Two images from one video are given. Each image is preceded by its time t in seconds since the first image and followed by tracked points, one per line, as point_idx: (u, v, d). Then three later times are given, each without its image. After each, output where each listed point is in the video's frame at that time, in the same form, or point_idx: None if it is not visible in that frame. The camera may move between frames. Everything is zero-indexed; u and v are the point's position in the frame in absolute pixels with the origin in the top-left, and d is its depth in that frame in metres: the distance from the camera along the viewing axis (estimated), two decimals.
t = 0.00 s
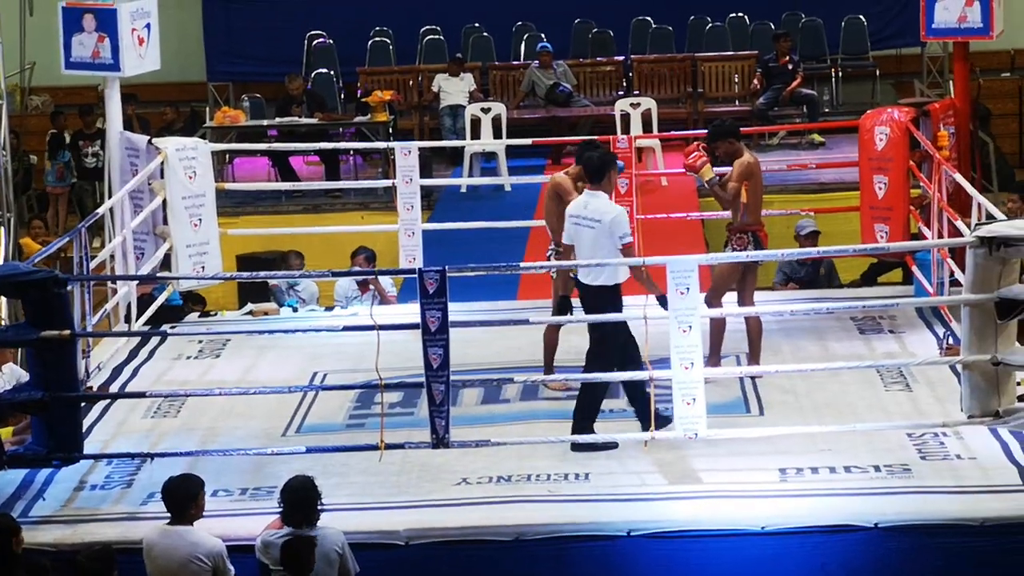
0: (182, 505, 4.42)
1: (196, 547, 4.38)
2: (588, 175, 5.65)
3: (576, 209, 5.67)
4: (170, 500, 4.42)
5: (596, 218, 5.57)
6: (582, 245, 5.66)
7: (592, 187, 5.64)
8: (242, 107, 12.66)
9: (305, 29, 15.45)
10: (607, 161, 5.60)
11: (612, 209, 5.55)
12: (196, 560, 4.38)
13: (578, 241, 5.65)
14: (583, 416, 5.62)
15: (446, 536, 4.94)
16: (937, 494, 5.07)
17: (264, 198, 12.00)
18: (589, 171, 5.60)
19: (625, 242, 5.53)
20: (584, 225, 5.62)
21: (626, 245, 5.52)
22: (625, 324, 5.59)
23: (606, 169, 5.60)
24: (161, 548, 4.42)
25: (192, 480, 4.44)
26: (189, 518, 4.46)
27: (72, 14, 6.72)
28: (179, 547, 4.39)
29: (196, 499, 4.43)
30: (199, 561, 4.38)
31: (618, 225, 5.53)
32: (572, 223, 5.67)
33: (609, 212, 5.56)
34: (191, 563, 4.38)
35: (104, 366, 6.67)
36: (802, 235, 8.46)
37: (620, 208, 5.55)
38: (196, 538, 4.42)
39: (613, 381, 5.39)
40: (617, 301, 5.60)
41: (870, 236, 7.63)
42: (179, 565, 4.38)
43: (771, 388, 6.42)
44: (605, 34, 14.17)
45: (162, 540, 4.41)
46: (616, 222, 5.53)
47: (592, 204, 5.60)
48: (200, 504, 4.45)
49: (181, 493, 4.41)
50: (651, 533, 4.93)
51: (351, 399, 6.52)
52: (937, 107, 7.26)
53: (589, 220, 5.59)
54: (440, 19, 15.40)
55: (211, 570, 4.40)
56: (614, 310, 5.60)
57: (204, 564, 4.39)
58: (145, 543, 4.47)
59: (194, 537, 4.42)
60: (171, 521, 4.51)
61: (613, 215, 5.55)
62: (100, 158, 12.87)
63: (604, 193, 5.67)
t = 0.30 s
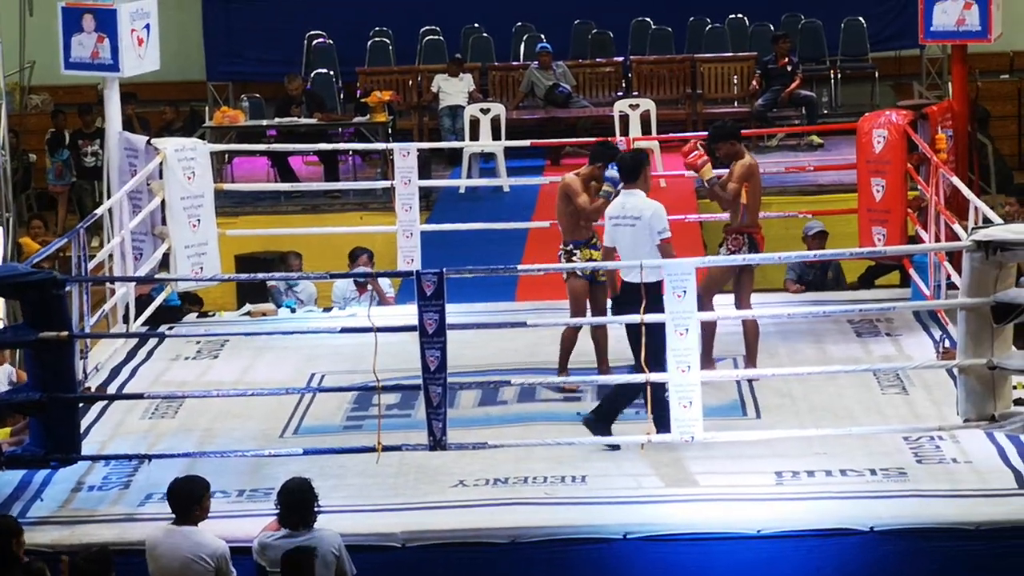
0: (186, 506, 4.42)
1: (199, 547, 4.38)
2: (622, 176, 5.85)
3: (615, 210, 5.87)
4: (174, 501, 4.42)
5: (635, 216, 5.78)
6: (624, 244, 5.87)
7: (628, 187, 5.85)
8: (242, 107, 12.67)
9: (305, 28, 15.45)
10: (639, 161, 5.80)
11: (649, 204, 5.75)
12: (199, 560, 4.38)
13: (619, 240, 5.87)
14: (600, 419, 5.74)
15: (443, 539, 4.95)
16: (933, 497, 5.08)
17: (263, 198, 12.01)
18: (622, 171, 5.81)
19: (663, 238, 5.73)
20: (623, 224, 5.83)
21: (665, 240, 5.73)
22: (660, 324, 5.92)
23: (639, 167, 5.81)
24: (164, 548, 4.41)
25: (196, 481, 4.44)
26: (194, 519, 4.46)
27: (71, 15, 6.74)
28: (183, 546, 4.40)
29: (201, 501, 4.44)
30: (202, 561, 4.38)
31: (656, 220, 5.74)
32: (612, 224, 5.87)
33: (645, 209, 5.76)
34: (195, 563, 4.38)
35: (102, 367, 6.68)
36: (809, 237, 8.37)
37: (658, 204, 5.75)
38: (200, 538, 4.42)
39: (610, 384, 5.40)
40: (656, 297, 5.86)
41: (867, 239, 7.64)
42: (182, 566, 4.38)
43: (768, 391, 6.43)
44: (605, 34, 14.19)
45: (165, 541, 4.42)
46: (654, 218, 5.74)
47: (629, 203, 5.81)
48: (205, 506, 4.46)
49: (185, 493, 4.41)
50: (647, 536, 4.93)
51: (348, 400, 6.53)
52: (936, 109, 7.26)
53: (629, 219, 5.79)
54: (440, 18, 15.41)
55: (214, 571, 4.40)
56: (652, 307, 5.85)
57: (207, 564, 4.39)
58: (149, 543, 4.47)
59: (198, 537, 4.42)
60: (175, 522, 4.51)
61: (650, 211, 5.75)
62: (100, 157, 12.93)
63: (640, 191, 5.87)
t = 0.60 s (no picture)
0: (192, 509, 4.44)
1: (206, 551, 4.39)
2: (655, 174, 5.89)
3: (644, 207, 5.91)
4: (179, 504, 4.44)
5: (663, 216, 5.81)
6: (650, 242, 5.92)
7: (658, 185, 5.88)
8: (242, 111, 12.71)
9: (305, 33, 15.48)
10: (675, 161, 5.84)
11: (678, 206, 5.77)
12: (207, 564, 4.39)
13: (646, 237, 5.91)
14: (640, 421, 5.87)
15: (443, 542, 4.96)
16: (934, 501, 5.09)
17: (263, 203, 12.04)
18: (655, 170, 5.84)
19: (687, 241, 5.76)
20: (651, 222, 5.87)
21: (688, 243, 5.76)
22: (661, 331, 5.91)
23: (671, 169, 5.84)
24: (170, 552, 4.42)
25: (200, 485, 4.46)
26: (200, 522, 4.48)
27: (73, 20, 6.74)
28: (189, 549, 4.41)
29: (206, 504, 4.45)
30: (210, 564, 4.39)
31: (683, 223, 5.75)
32: (641, 220, 5.91)
33: (674, 210, 5.78)
34: (202, 566, 4.39)
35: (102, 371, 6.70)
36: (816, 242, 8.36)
37: (687, 206, 5.77)
38: (206, 541, 4.43)
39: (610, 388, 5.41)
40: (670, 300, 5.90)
41: (867, 244, 7.66)
42: (188, 569, 4.39)
43: (767, 395, 6.44)
44: (604, 38, 14.23)
45: (171, 543, 4.42)
46: (681, 219, 5.76)
47: (660, 201, 5.84)
48: (210, 508, 4.48)
49: (190, 497, 4.43)
50: (647, 540, 4.94)
51: (349, 404, 6.54)
52: (935, 115, 7.29)
53: (656, 217, 5.83)
54: (439, 23, 15.45)
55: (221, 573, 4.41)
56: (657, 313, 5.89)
57: (214, 567, 4.40)
58: (154, 546, 4.48)
59: (205, 541, 4.43)
60: (179, 525, 4.52)
61: (679, 212, 5.77)
62: (100, 161, 12.87)
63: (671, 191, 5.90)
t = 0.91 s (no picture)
0: (192, 500, 4.44)
1: (207, 542, 4.40)
2: (688, 161, 5.85)
3: (678, 194, 5.85)
4: (178, 495, 4.44)
5: (703, 204, 5.75)
6: (683, 229, 5.86)
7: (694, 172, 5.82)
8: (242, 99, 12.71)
9: (305, 21, 15.45)
10: (709, 147, 5.80)
11: (720, 193, 5.71)
12: (207, 554, 4.40)
13: (678, 224, 5.85)
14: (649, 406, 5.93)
15: (445, 531, 4.96)
16: (937, 489, 5.09)
17: (264, 191, 12.03)
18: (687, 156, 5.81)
19: (728, 228, 5.71)
20: (687, 209, 5.81)
21: (729, 231, 5.71)
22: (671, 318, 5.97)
23: (705, 155, 5.81)
24: (172, 542, 4.43)
25: (198, 475, 4.46)
26: (199, 513, 4.48)
27: (73, 8, 6.69)
28: (189, 541, 4.41)
29: (205, 494, 4.45)
30: (210, 555, 4.40)
31: (725, 211, 5.70)
32: (674, 206, 5.85)
33: (716, 197, 5.73)
34: (202, 557, 4.39)
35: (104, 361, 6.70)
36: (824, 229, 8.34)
37: (727, 193, 5.73)
38: (207, 532, 4.44)
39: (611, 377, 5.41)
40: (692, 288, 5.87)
41: (869, 231, 7.65)
42: (189, 560, 4.40)
43: (770, 384, 6.44)
44: (605, 26, 14.20)
45: (172, 534, 4.43)
46: (723, 207, 5.71)
47: (697, 189, 5.79)
48: (210, 499, 4.48)
49: (189, 488, 4.43)
50: (650, 529, 4.95)
51: (352, 394, 6.54)
52: (937, 102, 7.27)
53: (696, 205, 5.77)
54: (440, 11, 15.43)
55: (222, 564, 4.42)
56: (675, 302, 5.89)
57: (215, 558, 4.41)
58: (155, 537, 4.49)
59: (205, 531, 4.44)
60: (180, 516, 4.53)
61: (721, 200, 5.72)
62: (102, 150, 12.92)
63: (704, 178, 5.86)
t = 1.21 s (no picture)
0: (207, 509, 4.46)
1: (223, 551, 4.40)
2: (734, 168, 5.75)
3: (723, 201, 5.78)
4: (194, 504, 4.47)
5: (753, 212, 5.72)
6: (727, 237, 5.80)
7: (740, 180, 5.76)
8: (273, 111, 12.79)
9: (336, 33, 15.54)
10: (758, 155, 5.73)
11: (771, 202, 5.70)
12: (224, 563, 4.40)
13: (723, 232, 5.79)
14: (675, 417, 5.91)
15: (467, 542, 4.96)
16: (962, 502, 5.04)
17: (294, 202, 12.10)
18: (737, 165, 5.71)
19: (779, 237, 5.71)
20: (735, 217, 5.76)
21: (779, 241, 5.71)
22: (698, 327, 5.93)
23: (754, 163, 5.72)
24: (188, 552, 4.44)
25: (212, 485, 4.48)
26: (216, 522, 4.50)
27: (103, 20, 6.79)
28: (206, 551, 4.42)
29: (220, 503, 4.47)
30: (226, 564, 4.41)
31: (776, 220, 5.70)
32: (719, 214, 5.79)
33: (766, 205, 5.71)
34: (219, 566, 4.40)
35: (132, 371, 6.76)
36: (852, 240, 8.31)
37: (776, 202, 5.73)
38: (224, 541, 4.45)
39: (634, 387, 5.40)
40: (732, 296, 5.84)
41: (897, 243, 7.60)
42: (206, 568, 4.40)
43: (796, 396, 6.40)
44: (635, 38, 14.20)
45: (188, 543, 4.44)
46: (774, 217, 5.71)
47: (745, 197, 5.74)
48: (226, 508, 4.49)
49: (204, 498, 4.45)
50: (673, 540, 4.93)
51: (377, 404, 6.56)
52: (965, 114, 7.24)
53: (745, 213, 5.73)
54: (469, 23, 15.49)
55: (238, 573, 4.43)
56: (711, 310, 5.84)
57: (232, 567, 4.41)
58: (172, 546, 4.50)
59: (222, 540, 4.45)
60: (197, 526, 4.54)
61: (771, 208, 5.72)
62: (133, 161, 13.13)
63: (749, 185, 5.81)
